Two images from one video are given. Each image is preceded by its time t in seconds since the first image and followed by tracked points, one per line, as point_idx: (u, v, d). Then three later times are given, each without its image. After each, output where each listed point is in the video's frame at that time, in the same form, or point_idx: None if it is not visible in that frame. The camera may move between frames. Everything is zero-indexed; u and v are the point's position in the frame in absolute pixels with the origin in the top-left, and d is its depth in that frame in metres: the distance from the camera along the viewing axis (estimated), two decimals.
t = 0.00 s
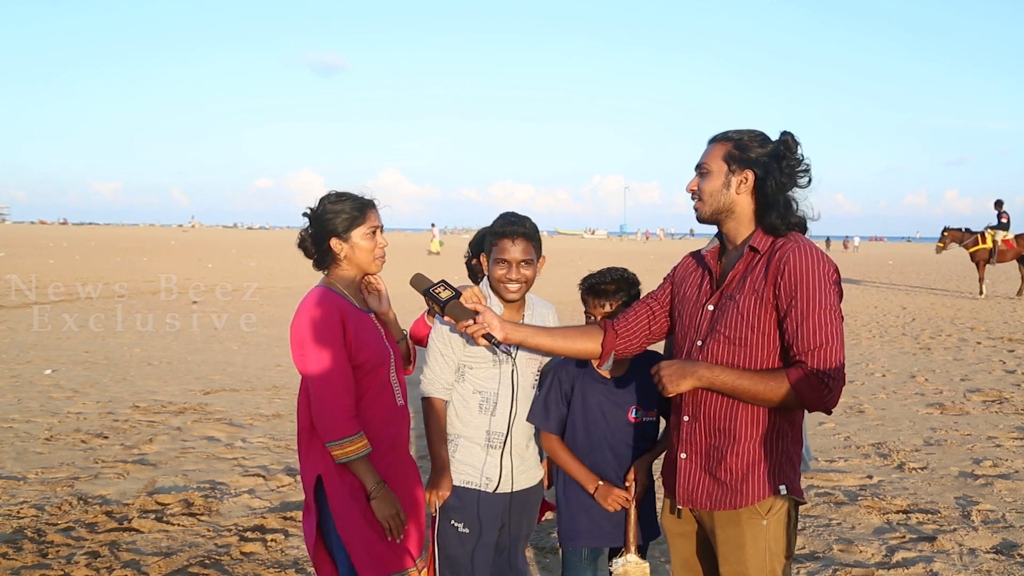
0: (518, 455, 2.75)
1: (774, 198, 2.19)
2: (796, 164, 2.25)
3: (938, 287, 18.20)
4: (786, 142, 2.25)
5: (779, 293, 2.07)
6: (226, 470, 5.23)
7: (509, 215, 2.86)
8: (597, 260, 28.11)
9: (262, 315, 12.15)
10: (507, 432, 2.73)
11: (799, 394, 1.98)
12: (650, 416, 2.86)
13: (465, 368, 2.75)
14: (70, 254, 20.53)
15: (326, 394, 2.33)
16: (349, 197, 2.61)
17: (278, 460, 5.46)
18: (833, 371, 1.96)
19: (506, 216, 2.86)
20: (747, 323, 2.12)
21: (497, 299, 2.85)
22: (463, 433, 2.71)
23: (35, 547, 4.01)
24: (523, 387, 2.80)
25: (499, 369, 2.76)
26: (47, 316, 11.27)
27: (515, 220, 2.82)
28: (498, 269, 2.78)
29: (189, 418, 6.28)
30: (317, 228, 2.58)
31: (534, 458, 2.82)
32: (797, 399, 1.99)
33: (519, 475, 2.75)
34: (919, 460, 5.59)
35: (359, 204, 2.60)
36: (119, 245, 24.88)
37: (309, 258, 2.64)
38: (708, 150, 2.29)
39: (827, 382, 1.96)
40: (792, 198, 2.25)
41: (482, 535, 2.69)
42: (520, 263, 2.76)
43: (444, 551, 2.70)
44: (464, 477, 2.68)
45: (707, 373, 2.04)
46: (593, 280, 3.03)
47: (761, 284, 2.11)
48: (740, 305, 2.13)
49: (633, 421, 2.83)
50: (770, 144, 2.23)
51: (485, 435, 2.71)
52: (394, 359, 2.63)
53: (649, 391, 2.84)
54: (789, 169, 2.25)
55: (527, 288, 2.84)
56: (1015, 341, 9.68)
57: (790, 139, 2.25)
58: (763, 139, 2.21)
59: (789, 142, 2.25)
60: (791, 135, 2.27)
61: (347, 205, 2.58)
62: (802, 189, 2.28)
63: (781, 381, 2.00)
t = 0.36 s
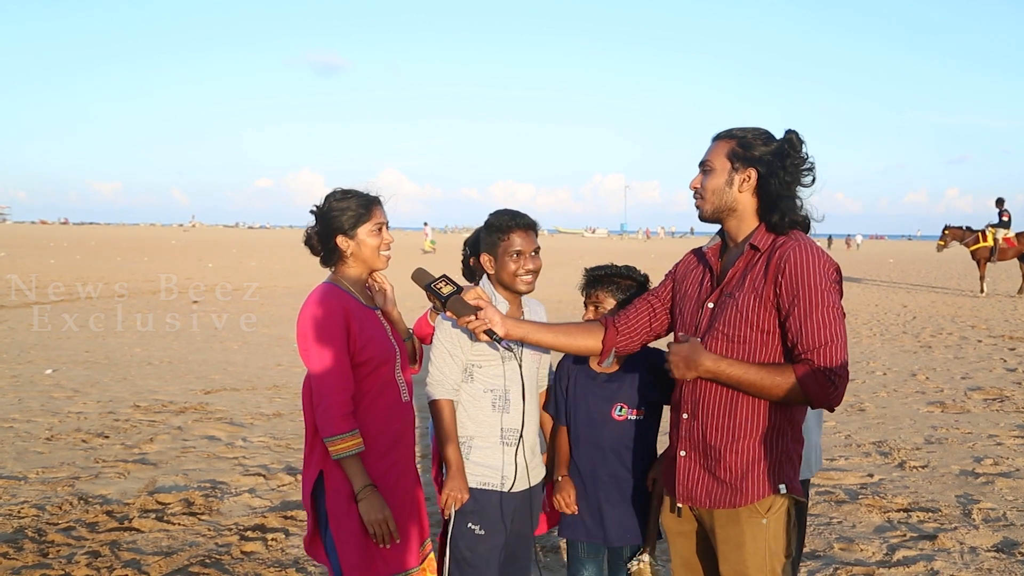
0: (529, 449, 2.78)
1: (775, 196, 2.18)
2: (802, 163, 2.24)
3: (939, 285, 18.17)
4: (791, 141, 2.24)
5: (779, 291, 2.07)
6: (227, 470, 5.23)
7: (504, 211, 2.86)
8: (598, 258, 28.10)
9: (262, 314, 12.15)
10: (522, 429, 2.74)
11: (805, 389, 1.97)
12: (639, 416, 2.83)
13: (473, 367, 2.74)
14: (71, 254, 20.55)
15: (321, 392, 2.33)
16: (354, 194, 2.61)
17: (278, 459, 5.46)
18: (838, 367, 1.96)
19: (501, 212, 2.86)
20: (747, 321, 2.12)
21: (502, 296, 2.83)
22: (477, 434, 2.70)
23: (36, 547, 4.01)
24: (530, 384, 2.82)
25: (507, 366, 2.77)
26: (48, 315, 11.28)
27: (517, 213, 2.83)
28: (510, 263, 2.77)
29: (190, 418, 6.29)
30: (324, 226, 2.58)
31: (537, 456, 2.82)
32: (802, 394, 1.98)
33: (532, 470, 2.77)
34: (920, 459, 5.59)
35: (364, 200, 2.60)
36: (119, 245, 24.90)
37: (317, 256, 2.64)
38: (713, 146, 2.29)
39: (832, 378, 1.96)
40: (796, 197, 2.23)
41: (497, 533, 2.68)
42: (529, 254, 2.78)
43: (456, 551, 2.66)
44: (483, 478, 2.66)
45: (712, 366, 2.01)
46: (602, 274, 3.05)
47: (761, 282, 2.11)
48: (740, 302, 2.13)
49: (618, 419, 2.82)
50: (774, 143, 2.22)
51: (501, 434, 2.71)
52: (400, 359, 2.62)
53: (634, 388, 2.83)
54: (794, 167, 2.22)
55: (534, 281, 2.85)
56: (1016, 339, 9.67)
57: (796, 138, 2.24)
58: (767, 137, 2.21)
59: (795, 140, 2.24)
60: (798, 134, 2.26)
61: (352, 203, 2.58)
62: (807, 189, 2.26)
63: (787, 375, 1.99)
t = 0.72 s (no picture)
0: (532, 447, 2.78)
1: (772, 195, 2.18)
2: (788, 149, 2.23)
3: (939, 284, 18.16)
4: (774, 130, 2.25)
5: (782, 292, 2.06)
6: (228, 468, 5.23)
7: (499, 210, 2.85)
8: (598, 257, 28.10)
9: (262, 312, 12.14)
10: (527, 425, 2.76)
11: (808, 387, 1.97)
12: (637, 415, 2.81)
13: (479, 364, 2.73)
14: (71, 252, 20.54)
15: (322, 389, 2.32)
16: (359, 194, 2.61)
17: (279, 457, 5.46)
18: (843, 366, 1.96)
19: (497, 211, 2.85)
20: (750, 321, 2.11)
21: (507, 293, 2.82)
22: (481, 432, 2.70)
23: (36, 544, 4.01)
24: (534, 382, 2.82)
25: (511, 364, 2.76)
26: (48, 313, 11.28)
27: (514, 210, 2.82)
28: (514, 260, 2.77)
29: (190, 415, 6.28)
30: (327, 225, 2.58)
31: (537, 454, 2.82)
32: (804, 394, 1.98)
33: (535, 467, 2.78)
34: (921, 458, 5.59)
35: (368, 202, 2.60)
36: (119, 243, 24.89)
37: (319, 254, 2.64)
38: (698, 156, 2.28)
39: (835, 378, 1.95)
40: (790, 186, 2.23)
41: (500, 530, 2.68)
42: (530, 251, 2.79)
43: (464, 549, 2.67)
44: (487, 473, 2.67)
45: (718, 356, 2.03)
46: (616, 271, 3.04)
47: (763, 283, 2.10)
48: (743, 302, 2.12)
49: (616, 418, 2.82)
50: (758, 141, 2.20)
51: (506, 430, 2.72)
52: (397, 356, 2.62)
53: (632, 387, 2.82)
54: (784, 156, 2.22)
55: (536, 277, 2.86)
56: (1017, 339, 9.67)
57: (778, 125, 2.25)
58: (751, 138, 2.19)
59: (777, 128, 2.25)
60: (778, 121, 2.25)
61: (356, 203, 2.57)
62: (800, 170, 2.26)
63: (791, 372, 1.99)
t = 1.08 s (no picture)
0: (522, 447, 2.76)
1: (785, 196, 2.19)
2: (801, 154, 2.25)
3: (938, 284, 18.16)
4: (789, 134, 2.27)
5: (785, 295, 2.06)
6: (228, 465, 5.23)
7: (509, 210, 2.86)
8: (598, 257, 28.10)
9: (263, 310, 12.14)
10: (516, 426, 2.73)
11: (804, 391, 1.97)
12: (636, 415, 2.81)
13: (474, 361, 2.74)
14: (71, 249, 20.51)
15: (330, 390, 2.31)
16: (347, 195, 2.61)
17: (279, 455, 5.46)
18: (842, 373, 1.95)
19: (507, 211, 2.86)
20: (751, 323, 2.12)
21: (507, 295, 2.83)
22: (470, 426, 2.71)
23: (36, 541, 4.00)
24: (529, 383, 2.81)
25: (508, 363, 2.75)
26: (49, 310, 11.28)
27: (521, 211, 2.83)
28: (515, 262, 2.77)
29: (190, 413, 6.28)
30: (313, 226, 2.57)
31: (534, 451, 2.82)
32: (802, 399, 1.99)
33: (523, 468, 2.75)
34: (921, 458, 5.59)
35: (357, 204, 2.60)
36: (119, 241, 24.88)
37: (307, 254, 2.65)
38: (713, 152, 2.28)
39: (833, 384, 1.95)
40: (801, 190, 2.24)
41: (490, 525, 2.67)
42: (535, 253, 2.78)
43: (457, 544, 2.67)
44: (472, 469, 2.66)
45: (716, 360, 2.02)
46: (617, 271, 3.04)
47: (767, 285, 2.10)
48: (746, 304, 2.12)
49: (614, 417, 2.82)
50: (773, 142, 2.21)
51: (494, 428, 2.71)
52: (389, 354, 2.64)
53: (630, 386, 2.81)
54: (796, 160, 2.24)
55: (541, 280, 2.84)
56: (1017, 340, 9.67)
57: (794, 130, 2.27)
58: (767, 137, 2.20)
59: (793, 132, 2.27)
60: (793, 126, 2.28)
61: (343, 205, 2.57)
62: (811, 178, 2.28)
63: (788, 376, 2.00)
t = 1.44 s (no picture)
0: (512, 449, 2.78)
1: (789, 197, 2.18)
2: (813, 159, 2.26)
3: (926, 284, 18.27)
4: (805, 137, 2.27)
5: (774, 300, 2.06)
6: (217, 466, 5.21)
7: (485, 208, 2.86)
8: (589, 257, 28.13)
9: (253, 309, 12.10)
10: (505, 429, 2.76)
11: (780, 402, 1.96)
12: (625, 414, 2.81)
13: (456, 369, 2.75)
14: (59, 248, 20.36)
15: (288, 391, 2.31)
16: (325, 195, 2.62)
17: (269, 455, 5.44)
18: (815, 384, 1.93)
19: (483, 210, 2.85)
20: (740, 325, 2.12)
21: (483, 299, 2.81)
22: (460, 433, 2.72)
23: (24, 542, 3.98)
24: (514, 385, 2.83)
25: (491, 367, 2.77)
26: (36, 309, 11.20)
27: (498, 211, 2.84)
28: (493, 261, 2.78)
29: (180, 413, 6.25)
30: (295, 229, 2.58)
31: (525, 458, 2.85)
32: (774, 407, 1.97)
33: (516, 470, 2.78)
34: (909, 457, 5.63)
35: (335, 202, 2.60)
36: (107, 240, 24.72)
37: (290, 258, 2.64)
38: (724, 143, 2.28)
39: (807, 394, 1.94)
40: (808, 195, 2.24)
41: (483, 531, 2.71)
42: (512, 252, 2.79)
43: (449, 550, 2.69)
44: (464, 476, 2.69)
45: (694, 362, 2.03)
46: (613, 272, 3.05)
47: (759, 288, 2.10)
48: (736, 305, 2.13)
49: (604, 417, 2.81)
50: (786, 142, 2.21)
51: (484, 434, 2.73)
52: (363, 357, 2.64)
53: (620, 385, 2.81)
54: (807, 164, 2.25)
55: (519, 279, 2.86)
56: (1003, 339, 9.75)
57: (810, 134, 2.27)
58: (780, 136, 2.20)
59: (809, 136, 2.27)
60: (810, 129, 2.27)
61: (323, 205, 2.58)
62: (821, 184, 2.28)
63: (764, 384, 1.98)
